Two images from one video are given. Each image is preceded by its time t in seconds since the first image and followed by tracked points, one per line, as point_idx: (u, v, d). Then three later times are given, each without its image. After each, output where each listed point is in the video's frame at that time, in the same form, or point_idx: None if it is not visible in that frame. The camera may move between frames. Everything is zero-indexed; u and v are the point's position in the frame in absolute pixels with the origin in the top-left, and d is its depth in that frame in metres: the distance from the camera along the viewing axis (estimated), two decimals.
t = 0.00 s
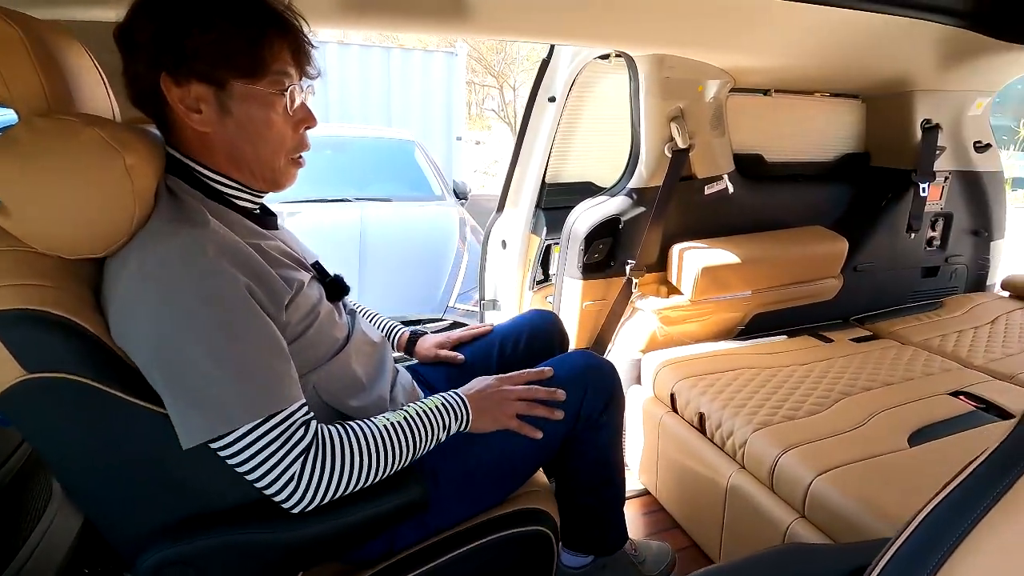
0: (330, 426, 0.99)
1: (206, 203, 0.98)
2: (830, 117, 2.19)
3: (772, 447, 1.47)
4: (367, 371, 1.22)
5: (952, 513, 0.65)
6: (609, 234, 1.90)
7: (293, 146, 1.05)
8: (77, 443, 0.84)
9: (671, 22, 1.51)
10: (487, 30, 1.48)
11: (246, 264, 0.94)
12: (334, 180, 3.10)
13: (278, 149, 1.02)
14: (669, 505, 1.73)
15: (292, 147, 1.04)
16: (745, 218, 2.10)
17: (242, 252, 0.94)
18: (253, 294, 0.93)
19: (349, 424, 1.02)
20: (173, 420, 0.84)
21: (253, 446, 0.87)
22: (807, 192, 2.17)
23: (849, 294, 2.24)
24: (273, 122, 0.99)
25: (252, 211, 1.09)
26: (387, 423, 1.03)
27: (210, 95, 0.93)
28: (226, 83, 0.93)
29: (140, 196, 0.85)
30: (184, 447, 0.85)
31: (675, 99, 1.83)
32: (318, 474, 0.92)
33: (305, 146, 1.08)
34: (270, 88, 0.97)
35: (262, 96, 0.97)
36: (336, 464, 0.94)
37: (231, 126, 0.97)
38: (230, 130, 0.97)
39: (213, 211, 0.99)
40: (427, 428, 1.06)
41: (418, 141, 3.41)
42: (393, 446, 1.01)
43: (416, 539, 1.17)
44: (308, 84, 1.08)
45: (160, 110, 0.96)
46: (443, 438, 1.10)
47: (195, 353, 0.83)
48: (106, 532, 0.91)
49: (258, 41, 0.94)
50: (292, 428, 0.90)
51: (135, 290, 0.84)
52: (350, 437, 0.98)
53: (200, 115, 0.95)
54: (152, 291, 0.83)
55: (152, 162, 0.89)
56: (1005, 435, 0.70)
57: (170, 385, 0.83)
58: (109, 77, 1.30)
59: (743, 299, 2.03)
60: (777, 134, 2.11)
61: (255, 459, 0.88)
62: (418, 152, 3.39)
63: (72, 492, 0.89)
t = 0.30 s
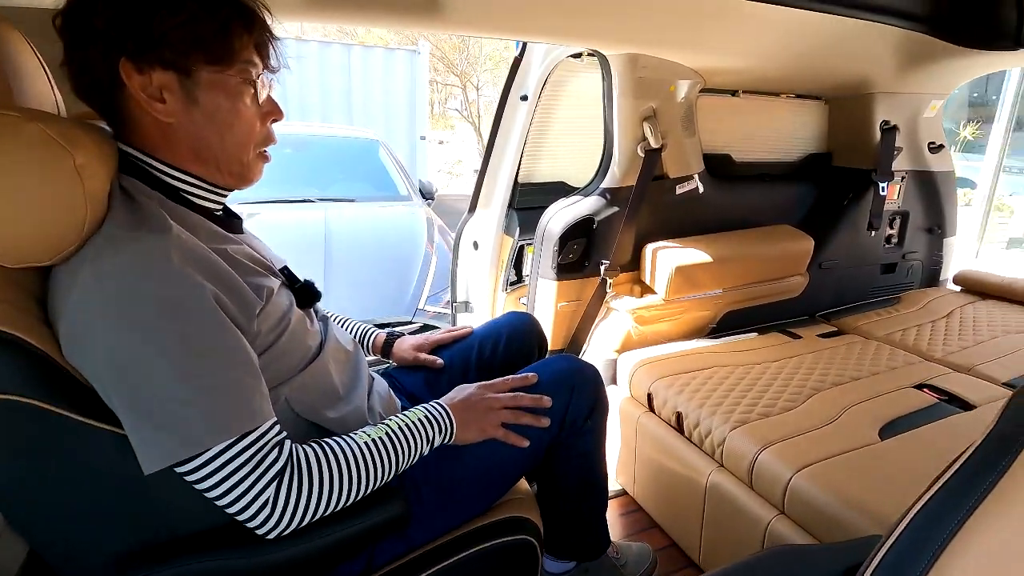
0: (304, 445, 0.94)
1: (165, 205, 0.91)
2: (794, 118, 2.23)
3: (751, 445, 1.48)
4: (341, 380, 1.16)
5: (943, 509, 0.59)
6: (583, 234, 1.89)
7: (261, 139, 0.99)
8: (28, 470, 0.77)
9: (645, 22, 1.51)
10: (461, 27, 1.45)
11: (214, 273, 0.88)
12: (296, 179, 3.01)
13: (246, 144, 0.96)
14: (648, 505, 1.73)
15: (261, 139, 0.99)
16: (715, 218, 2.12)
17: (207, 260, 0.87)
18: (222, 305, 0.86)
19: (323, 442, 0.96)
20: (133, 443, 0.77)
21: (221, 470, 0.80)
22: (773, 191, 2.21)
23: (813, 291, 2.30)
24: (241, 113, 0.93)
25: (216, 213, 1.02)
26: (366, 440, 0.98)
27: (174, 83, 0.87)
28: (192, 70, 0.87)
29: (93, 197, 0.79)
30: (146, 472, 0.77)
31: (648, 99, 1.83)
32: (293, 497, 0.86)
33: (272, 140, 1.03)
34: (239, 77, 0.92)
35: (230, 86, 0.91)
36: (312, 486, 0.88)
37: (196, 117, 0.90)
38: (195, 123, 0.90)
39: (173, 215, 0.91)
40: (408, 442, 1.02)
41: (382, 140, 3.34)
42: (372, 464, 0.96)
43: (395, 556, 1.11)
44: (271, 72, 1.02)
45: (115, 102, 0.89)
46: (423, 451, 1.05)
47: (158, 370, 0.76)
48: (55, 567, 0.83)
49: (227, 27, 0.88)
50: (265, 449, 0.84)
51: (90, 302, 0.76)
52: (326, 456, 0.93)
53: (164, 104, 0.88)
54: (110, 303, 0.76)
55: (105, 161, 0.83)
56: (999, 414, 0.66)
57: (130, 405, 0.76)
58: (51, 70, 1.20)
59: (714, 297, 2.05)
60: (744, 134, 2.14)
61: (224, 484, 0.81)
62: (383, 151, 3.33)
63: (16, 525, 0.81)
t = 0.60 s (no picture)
0: (293, 453, 0.90)
1: (145, 202, 0.87)
2: (785, 118, 2.23)
3: (748, 445, 1.47)
4: (331, 384, 1.12)
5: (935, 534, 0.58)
6: (575, 234, 1.87)
7: (247, 134, 0.95)
8: None
9: (639, 19, 1.49)
10: (453, 23, 1.42)
11: (197, 274, 0.83)
12: (281, 179, 2.95)
13: (230, 138, 0.92)
14: (643, 507, 1.71)
15: (248, 133, 0.95)
16: (707, 217, 2.11)
17: (190, 260, 0.83)
18: (205, 307, 0.82)
19: (313, 449, 0.92)
20: (111, 455, 0.72)
21: (206, 482, 0.76)
22: (765, 190, 2.21)
23: (804, 290, 2.30)
24: (226, 106, 0.89)
25: (199, 211, 0.98)
26: (358, 446, 0.95)
27: (156, 74, 0.82)
28: (175, 60, 0.82)
29: (68, 193, 0.75)
30: (125, 485, 0.73)
31: (641, 96, 1.82)
32: (283, 508, 0.82)
33: (258, 134, 0.98)
34: (224, 68, 0.87)
35: (215, 78, 0.86)
36: (302, 496, 0.85)
37: (179, 110, 0.86)
38: (177, 116, 0.86)
39: (153, 212, 0.87)
40: (403, 449, 0.98)
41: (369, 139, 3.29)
42: (364, 472, 0.92)
43: (389, 565, 1.07)
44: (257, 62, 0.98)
45: (91, 93, 0.84)
46: (418, 457, 1.02)
47: (137, 376, 0.72)
48: None
49: (211, 15, 0.84)
50: (252, 459, 0.80)
51: (62, 306, 0.71)
52: (317, 464, 0.89)
53: (144, 96, 0.83)
54: (85, 306, 0.71)
55: (80, 156, 0.79)
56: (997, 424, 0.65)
57: (107, 414, 0.72)
58: (23, 62, 1.14)
59: (708, 296, 2.04)
60: (736, 133, 2.13)
61: (209, 496, 0.77)
62: (369, 150, 3.28)
63: None
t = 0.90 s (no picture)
0: (279, 465, 0.87)
1: (122, 206, 0.84)
2: (773, 120, 2.24)
3: (740, 449, 1.46)
4: (319, 392, 1.10)
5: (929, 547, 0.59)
6: (565, 237, 1.86)
7: (229, 133, 0.92)
8: None
9: (630, 22, 1.48)
10: (442, 23, 1.40)
11: (179, 280, 0.81)
12: (265, 180, 2.92)
13: (213, 139, 0.89)
14: (634, 511, 1.70)
15: (230, 133, 0.92)
16: (696, 219, 2.11)
17: (171, 266, 0.80)
18: (187, 315, 0.79)
19: (300, 460, 0.90)
20: (89, 470, 0.70)
21: (189, 496, 0.73)
22: (753, 192, 2.21)
23: (792, 291, 2.31)
24: (207, 105, 0.86)
25: (180, 215, 0.95)
26: (346, 456, 0.93)
27: (132, 73, 0.79)
28: (152, 57, 0.79)
29: (42, 197, 0.72)
30: (103, 500, 0.70)
31: (631, 98, 1.81)
32: (269, 521, 0.80)
33: (240, 133, 0.95)
34: (202, 66, 0.85)
35: (193, 76, 0.84)
36: (289, 509, 0.82)
37: (157, 110, 0.83)
38: (156, 115, 0.83)
39: (133, 217, 0.84)
40: (392, 458, 0.96)
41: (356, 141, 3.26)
42: (353, 482, 0.90)
43: None
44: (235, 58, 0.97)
45: (65, 93, 0.81)
46: (407, 466, 1.00)
47: (115, 387, 0.69)
48: None
49: (187, 10, 0.81)
50: (237, 471, 0.77)
51: (37, 315, 0.69)
52: (304, 476, 0.86)
53: (121, 96, 0.80)
54: (61, 315, 0.68)
55: (55, 158, 0.76)
56: (991, 429, 0.66)
57: (86, 427, 0.69)
58: None
59: (697, 299, 2.04)
60: (725, 135, 2.13)
61: (192, 511, 0.74)
62: (356, 152, 3.25)
63: None
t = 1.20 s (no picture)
0: (274, 467, 0.86)
1: (109, 204, 0.81)
2: (762, 121, 2.26)
3: (732, 447, 1.47)
4: (315, 389, 1.09)
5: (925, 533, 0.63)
6: (557, 237, 1.86)
7: (196, 105, 0.90)
8: None
9: (621, 23, 1.49)
10: (435, 24, 1.40)
11: (171, 279, 0.79)
12: (254, 181, 2.89)
13: (182, 116, 0.88)
14: (627, 509, 1.71)
15: (196, 103, 0.90)
16: (687, 218, 2.12)
17: (161, 264, 0.79)
18: (180, 314, 0.78)
19: (295, 462, 0.89)
20: (85, 474, 0.69)
21: (183, 499, 0.73)
22: (743, 192, 2.23)
23: (781, 290, 2.34)
24: (164, 83, 0.84)
25: (166, 208, 0.94)
26: (342, 457, 0.92)
27: (83, 64, 0.77)
28: (98, 45, 0.78)
29: (26, 197, 0.71)
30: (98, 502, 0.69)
31: (621, 99, 1.82)
32: (264, 524, 0.80)
33: (209, 106, 0.94)
34: (150, 40, 0.83)
35: (145, 53, 0.82)
36: (284, 511, 0.82)
37: (119, 97, 0.81)
38: (119, 103, 0.81)
39: (121, 214, 0.82)
40: (387, 459, 0.95)
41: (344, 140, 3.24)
42: (348, 484, 0.89)
43: None
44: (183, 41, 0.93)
45: (30, 103, 0.79)
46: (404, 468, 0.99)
47: (108, 390, 0.68)
48: None
49: None
50: (232, 474, 0.77)
51: (26, 315, 0.67)
52: (300, 479, 0.86)
53: (80, 92, 0.79)
54: (50, 318, 0.67)
55: (40, 156, 0.75)
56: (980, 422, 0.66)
57: (80, 431, 0.68)
58: None
59: (689, 298, 2.05)
60: (714, 135, 2.15)
61: (186, 515, 0.73)
62: (345, 151, 3.24)
63: None
